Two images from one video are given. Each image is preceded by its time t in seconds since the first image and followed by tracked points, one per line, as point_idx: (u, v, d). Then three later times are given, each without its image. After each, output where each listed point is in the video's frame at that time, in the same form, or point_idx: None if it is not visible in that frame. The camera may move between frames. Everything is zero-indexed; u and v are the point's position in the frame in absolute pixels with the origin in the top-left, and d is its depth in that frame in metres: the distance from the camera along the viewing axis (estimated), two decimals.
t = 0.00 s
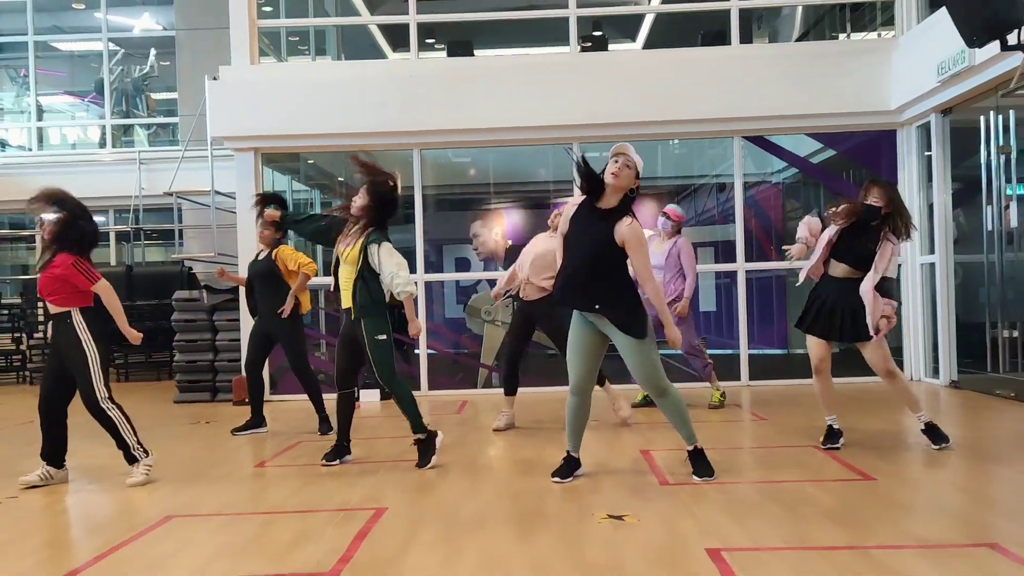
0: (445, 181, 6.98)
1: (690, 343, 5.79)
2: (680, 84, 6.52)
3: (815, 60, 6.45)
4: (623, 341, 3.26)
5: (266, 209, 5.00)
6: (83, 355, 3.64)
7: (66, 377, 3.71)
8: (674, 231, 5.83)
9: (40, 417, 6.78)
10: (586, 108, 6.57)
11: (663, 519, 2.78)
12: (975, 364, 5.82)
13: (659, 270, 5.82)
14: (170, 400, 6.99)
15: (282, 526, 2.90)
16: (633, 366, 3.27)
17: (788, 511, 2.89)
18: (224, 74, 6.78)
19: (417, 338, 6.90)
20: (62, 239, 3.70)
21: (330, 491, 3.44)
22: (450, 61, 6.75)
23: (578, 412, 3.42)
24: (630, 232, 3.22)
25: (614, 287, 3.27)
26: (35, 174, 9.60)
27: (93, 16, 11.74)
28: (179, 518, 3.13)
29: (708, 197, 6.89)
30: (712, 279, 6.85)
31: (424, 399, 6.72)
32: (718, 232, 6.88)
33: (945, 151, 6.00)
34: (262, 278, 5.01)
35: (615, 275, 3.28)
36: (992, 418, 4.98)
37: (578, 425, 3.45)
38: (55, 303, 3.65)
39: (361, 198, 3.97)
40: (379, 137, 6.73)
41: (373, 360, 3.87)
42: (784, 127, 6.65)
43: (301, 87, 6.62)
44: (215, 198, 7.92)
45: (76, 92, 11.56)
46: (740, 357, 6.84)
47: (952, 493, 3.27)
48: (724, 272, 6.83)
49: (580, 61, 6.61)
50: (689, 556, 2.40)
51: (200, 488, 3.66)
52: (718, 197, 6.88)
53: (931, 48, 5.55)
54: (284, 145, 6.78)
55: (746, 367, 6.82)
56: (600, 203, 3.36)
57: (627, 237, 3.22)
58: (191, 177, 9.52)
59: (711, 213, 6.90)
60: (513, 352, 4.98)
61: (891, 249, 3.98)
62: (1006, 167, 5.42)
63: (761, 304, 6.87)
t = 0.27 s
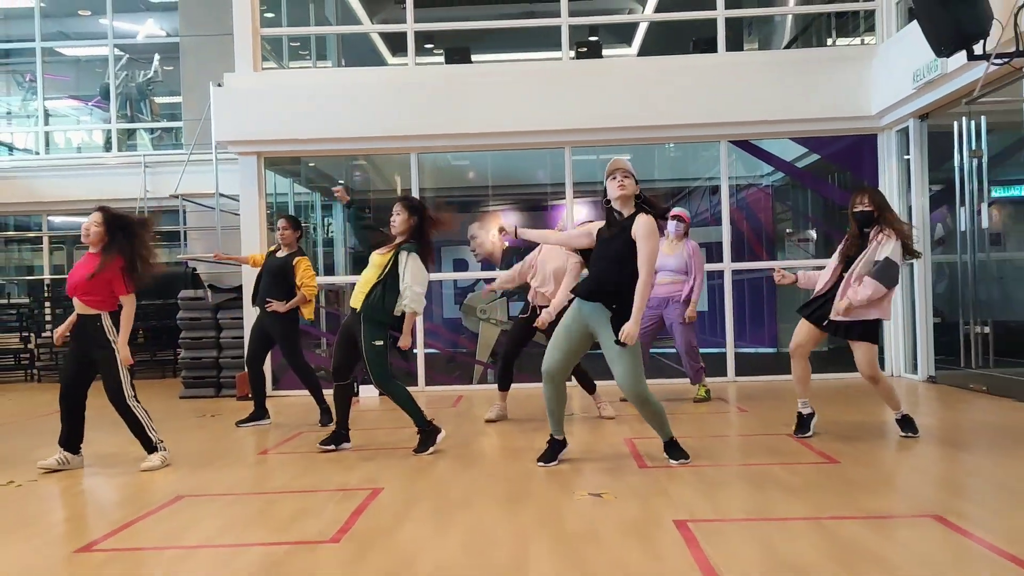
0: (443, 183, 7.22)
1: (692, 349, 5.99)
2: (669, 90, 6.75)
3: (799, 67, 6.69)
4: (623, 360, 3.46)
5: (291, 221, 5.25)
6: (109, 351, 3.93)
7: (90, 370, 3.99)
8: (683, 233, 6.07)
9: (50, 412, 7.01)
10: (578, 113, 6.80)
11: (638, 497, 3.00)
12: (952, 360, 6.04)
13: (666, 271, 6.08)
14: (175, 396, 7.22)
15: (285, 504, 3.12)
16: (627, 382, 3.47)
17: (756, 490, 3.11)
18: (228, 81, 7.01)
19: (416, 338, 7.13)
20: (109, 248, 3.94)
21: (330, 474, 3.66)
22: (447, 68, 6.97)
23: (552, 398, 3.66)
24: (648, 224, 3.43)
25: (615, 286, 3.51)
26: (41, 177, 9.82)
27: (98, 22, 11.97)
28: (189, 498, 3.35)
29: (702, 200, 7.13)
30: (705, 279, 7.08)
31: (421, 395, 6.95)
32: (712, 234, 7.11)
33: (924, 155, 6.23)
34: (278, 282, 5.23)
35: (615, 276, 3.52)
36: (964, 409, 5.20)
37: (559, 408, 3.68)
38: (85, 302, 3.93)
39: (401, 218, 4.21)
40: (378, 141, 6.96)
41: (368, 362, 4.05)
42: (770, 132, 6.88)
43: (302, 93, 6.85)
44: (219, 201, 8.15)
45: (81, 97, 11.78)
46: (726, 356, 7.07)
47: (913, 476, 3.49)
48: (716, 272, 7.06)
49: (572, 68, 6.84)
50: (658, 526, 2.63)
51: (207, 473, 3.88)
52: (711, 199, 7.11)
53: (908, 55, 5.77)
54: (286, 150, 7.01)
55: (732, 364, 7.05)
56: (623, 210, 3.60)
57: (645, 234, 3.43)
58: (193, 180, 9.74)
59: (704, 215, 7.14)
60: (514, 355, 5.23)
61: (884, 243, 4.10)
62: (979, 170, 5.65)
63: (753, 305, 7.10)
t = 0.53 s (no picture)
0: (442, 184, 7.41)
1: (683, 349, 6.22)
2: (661, 93, 6.96)
3: (786, 72, 6.89)
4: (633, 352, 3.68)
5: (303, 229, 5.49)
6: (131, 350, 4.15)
7: (109, 366, 4.22)
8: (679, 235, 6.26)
9: (59, 405, 7.23)
10: (571, 116, 7.01)
11: (619, 478, 3.21)
12: (931, 355, 6.25)
13: (662, 269, 6.27)
14: (180, 390, 7.44)
15: (288, 485, 3.34)
16: (632, 375, 3.66)
17: (729, 472, 3.31)
18: (233, 84, 7.22)
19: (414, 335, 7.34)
20: (143, 247, 4.22)
21: (330, 459, 3.87)
22: (444, 71, 7.17)
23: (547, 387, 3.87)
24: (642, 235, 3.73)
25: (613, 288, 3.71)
26: (48, 178, 10.04)
27: (104, 25, 12.18)
28: (198, 480, 3.56)
29: (697, 201, 7.32)
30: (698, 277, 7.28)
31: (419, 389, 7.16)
32: (708, 233, 7.28)
33: (906, 156, 6.44)
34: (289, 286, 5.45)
35: (610, 280, 3.71)
36: (940, 401, 5.40)
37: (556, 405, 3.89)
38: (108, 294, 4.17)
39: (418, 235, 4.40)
40: (377, 142, 7.16)
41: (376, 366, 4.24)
42: (758, 135, 7.09)
43: (304, 95, 7.06)
44: (222, 200, 8.36)
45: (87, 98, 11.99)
46: (716, 352, 7.28)
47: (880, 461, 3.69)
48: (706, 271, 7.27)
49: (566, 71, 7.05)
50: (634, 502, 2.84)
51: (213, 459, 4.10)
52: (706, 201, 7.30)
53: (889, 61, 5.98)
54: (288, 151, 7.22)
55: (721, 360, 7.26)
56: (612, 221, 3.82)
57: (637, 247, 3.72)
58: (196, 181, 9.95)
59: (699, 216, 7.32)
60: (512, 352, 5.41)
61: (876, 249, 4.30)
62: (956, 172, 5.85)
63: (746, 303, 7.31)
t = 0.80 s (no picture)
0: (443, 182, 7.56)
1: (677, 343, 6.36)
2: (658, 94, 7.10)
3: (781, 72, 7.03)
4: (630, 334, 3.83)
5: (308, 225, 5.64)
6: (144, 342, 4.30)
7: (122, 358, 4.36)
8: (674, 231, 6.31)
9: (68, 399, 7.38)
10: (570, 116, 7.15)
11: (612, 465, 3.35)
12: (922, 350, 6.39)
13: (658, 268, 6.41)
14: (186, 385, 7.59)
15: (295, 471, 3.49)
16: (637, 353, 3.81)
17: (719, 460, 3.46)
18: (239, 85, 7.36)
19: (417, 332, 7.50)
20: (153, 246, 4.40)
21: (335, 448, 4.01)
22: (445, 72, 7.31)
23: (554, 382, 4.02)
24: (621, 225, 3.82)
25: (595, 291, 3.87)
26: (54, 176, 10.18)
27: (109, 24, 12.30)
28: (208, 468, 3.71)
29: (695, 199, 7.46)
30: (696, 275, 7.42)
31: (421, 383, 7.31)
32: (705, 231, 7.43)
33: (897, 156, 6.58)
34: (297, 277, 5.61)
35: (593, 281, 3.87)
36: (928, 395, 5.55)
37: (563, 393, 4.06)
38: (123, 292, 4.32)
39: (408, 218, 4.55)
40: (379, 141, 7.30)
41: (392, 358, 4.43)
42: (753, 135, 7.23)
43: (307, 96, 7.20)
44: (227, 199, 8.50)
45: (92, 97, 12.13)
46: (712, 348, 7.43)
47: (866, 451, 3.83)
48: (702, 268, 7.41)
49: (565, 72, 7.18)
50: (626, 486, 2.98)
51: (222, 448, 4.25)
52: (702, 199, 7.45)
53: (880, 62, 6.11)
54: (292, 150, 7.36)
55: (716, 355, 7.41)
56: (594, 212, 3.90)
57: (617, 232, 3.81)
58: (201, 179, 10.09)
59: (697, 214, 7.47)
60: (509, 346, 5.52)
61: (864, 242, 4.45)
62: (945, 171, 5.99)
63: (744, 300, 7.44)
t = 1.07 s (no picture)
0: (444, 181, 7.64)
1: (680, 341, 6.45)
2: (658, 95, 7.17)
3: (779, 74, 7.10)
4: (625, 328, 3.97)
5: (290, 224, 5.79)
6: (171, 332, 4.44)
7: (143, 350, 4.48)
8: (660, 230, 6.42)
9: (73, 397, 7.45)
10: (570, 117, 7.21)
11: (613, 464, 3.43)
12: (919, 350, 6.47)
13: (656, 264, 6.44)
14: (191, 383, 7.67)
15: (303, 470, 3.56)
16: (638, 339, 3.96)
17: (718, 460, 3.53)
18: (243, 86, 7.42)
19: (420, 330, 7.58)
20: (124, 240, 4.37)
21: (341, 448, 4.09)
22: (446, 74, 7.37)
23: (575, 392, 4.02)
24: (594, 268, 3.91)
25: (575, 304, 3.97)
26: (57, 175, 10.24)
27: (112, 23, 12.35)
28: (217, 467, 3.78)
29: (693, 199, 7.54)
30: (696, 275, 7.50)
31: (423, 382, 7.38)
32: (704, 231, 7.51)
33: (895, 157, 6.65)
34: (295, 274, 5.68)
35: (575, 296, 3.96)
36: (925, 395, 5.62)
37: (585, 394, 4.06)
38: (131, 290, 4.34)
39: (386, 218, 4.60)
40: (381, 142, 7.36)
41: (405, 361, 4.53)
42: (752, 136, 7.30)
43: (310, 97, 7.26)
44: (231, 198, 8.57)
45: (94, 95, 12.18)
46: (711, 347, 7.50)
47: (863, 451, 3.91)
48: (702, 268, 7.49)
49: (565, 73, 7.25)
50: (628, 486, 3.05)
51: (230, 448, 4.32)
52: (703, 199, 7.51)
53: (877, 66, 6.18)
54: (296, 151, 7.42)
55: (716, 354, 7.49)
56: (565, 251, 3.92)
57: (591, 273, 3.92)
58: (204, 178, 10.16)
59: (696, 214, 7.54)
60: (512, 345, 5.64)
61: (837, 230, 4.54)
62: (942, 173, 6.06)
63: (743, 299, 7.52)
